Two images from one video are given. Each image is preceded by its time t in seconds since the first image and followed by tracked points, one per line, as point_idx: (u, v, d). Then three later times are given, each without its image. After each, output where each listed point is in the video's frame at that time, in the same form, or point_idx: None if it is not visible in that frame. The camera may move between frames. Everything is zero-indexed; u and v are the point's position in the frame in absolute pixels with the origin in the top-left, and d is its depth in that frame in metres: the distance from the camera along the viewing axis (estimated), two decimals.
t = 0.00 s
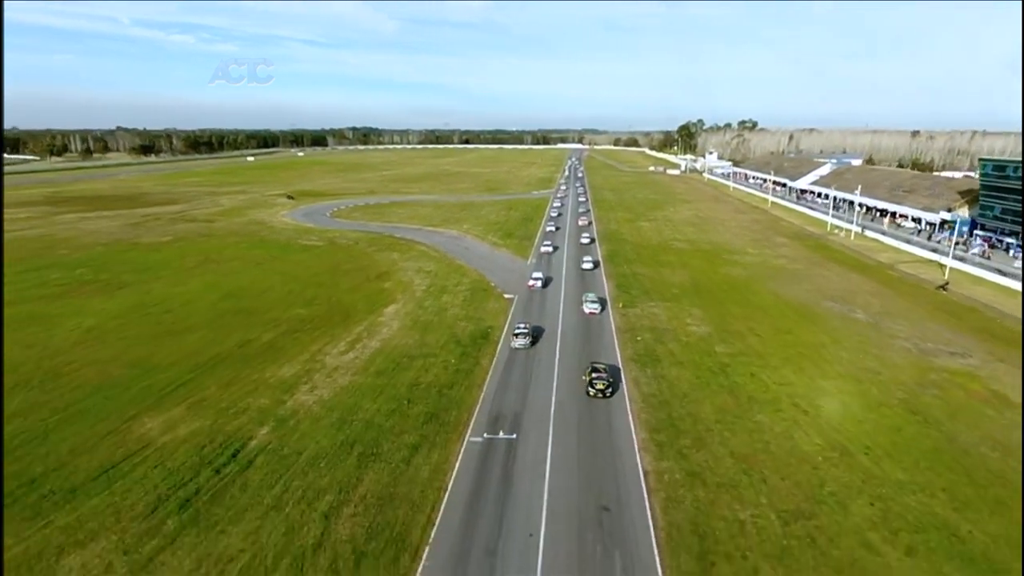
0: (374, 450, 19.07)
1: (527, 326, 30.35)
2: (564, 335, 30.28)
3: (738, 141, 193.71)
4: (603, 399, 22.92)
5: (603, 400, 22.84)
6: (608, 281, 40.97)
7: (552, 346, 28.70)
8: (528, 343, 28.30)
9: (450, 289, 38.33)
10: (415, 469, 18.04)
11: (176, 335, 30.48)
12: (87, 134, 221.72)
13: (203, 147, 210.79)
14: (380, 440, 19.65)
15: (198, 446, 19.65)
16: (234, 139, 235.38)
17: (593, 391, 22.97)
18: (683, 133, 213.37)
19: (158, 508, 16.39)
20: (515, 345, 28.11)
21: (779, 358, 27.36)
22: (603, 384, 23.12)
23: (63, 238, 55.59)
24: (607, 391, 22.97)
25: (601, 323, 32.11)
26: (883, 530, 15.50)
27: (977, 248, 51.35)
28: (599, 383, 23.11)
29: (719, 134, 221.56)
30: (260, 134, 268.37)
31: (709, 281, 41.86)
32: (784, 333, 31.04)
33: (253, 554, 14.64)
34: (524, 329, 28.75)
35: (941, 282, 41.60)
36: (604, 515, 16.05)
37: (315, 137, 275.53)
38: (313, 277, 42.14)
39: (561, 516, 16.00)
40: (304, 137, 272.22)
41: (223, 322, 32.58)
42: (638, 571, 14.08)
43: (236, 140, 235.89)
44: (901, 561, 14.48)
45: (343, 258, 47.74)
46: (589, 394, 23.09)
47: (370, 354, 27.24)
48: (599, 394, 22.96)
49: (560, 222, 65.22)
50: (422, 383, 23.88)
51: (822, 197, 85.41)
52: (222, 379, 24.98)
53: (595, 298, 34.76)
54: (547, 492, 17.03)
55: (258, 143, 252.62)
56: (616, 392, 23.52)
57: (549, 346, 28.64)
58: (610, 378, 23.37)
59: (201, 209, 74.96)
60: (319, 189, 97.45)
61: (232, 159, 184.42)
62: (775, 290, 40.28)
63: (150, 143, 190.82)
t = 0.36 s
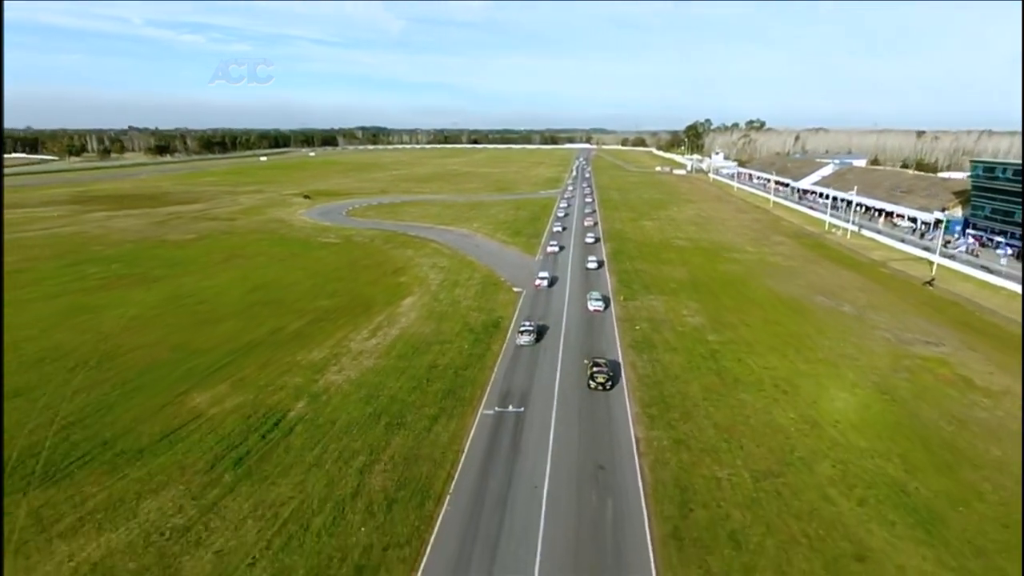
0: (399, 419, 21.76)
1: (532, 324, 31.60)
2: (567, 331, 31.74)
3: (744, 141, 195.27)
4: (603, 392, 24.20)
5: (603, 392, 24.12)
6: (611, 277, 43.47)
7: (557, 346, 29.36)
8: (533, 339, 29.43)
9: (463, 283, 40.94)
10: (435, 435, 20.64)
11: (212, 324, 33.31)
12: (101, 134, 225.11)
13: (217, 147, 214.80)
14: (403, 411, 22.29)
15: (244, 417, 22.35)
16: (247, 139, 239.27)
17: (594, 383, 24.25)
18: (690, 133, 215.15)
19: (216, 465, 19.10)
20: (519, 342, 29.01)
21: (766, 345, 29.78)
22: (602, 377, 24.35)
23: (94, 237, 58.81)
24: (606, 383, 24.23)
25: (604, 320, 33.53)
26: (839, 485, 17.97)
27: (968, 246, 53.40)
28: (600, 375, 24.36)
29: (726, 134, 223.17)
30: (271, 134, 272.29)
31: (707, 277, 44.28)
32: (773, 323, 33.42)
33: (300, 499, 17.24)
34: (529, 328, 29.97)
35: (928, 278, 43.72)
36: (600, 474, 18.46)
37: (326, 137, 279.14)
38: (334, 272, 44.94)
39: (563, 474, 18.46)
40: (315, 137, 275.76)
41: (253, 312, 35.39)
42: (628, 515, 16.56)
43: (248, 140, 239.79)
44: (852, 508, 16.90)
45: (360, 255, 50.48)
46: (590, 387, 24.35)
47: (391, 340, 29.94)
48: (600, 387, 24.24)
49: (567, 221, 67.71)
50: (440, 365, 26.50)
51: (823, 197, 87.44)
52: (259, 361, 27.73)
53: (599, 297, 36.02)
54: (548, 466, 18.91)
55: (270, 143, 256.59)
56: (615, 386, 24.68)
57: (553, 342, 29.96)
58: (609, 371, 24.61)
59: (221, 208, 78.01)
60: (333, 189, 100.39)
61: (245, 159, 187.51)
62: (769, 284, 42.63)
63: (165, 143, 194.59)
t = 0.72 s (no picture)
0: (416, 395, 24.54)
1: (532, 323, 32.83)
2: (566, 329, 33.10)
3: (747, 142, 197.21)
4: (599, 388, 25.34)
5: (600, 389, 25.26)
6: (610, 273, 46.17)
7: (555, 345, 30.55)
8: (533, 338, 30.54)
9: (470, 278, 43.71)
10: (449, 408, 23.38)
11: (240, 314, 36.15)
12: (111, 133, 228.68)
13: (225, 147, 218.10)
14: (420, 389, 25.05)
15: (278, 393, 25.17)
16: (254, 139, 242.89)
17: (591, 380, 25.40)
18: (693, 134, 217.39)
19: (259, 431, 21.97)
20: (519, 341, 30.25)
21: (749, 334, 32.46)
22: (599, 374, 25.47)
23: (118, 235, 61.85)
24: (602, 380, 25.35)
25: (602, 319, 34.83)
26: (801, 450, 20.61)
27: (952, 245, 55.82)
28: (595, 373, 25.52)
29: (729, 134, 225.57)
30: (278, 134, 275.61)
31: (700, 273, 46.98)
32: (758, 316, 36.08)
33: (334, 458, 20.02)
34: (529, 327, 31.06)
35: (909, 275, 46.25)
36: (594, 441, 21.06)
37: (332, 137, 282.20)
38: (349, 267, 47.83)
39: (562, 440, 21.14)
40: (321, 137, 278.78)
41: (277, 304, 38.22)
42: (617, 470, 19.29)
43: (256, 140, 243.28)
44: (810, 468, 19.52)
45: (373, 252, 53.31)
46: (587, 383, 25.52)
47: (406, 329, 32.79)
48: (596, 383, 25.38)
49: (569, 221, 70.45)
50: (451, 350, 29.30)
51: (819, 197, 89.93)
52: (287, 346, 30.59)
53: (598, 297, 37.37)
54: (547, 448, 20.61)
55: (277, 143, 259.95)
56: (611, 383, 25.82)
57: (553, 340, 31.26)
58: (605, 369, 25.76)
59: (236, 207, 81.05)
60: (342, 189, 103.32)
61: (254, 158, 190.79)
62: (758, 280, 45.28)
63: (176, 143, 198.01)
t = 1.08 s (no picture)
0: (428, 372, 27.68)
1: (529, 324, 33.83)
2: (561, 326, 34.38)
3: (743, 142, 199.65)
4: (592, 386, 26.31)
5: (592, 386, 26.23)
6: (604, 267, 49.30)
7: (551, 344, 31.53)
8: (529, 338, 31.45)
9: (473, 272, 46.85)
10: (458, 382, 26.53)
11: (263, 304, 39.34)
12: (115, 132, 231.37)
13: (229, 146, 221.11)
14: (431, 367, 28.17)
15: (305, 371, 28.32)
16: (257, 138, 245.86)
17: (583, 377, 26.38)
18: (690, 135, 220.46)
19: (292, 401, 25.10)
20: (516, 341, 31.22)
21: (729, 322, 35.63)
22: (590, 372, 26.46)
23: (138, 232, 65.15)
24: (594, 377, 26.34)
25: (596, 317, 36.19)
26: (764, 417, 23.71)
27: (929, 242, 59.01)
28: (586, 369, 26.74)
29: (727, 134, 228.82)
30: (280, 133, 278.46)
31: (688, 268, 50.12)
32: (739, 306, 39.22)
33: (360, 422, 23.15)
34: (525, 328, 31.98)
35: (884, 270, 49.36)
36: (585, 416, 23.64)
37: (334, 137, 285.04)
38: (359, 262, 50.95)
39: (557, 408, 24.22)
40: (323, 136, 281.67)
41: (296, 295, 41.36)
42: (605, 431, 22.35)
43: (259, 139, 246.25)
44: (770, 430, 22.63)
45: (381, 248, 56.46)
46: (580, 381, 26.48)
47: (416, 316, 35.97)
48: (588, 380, 26.35)
49: (567, 219, 73.59)
50: (458, 335, 32.44)
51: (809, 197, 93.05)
52: (308, 331, 33.71)
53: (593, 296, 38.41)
54: (541, 433, 22.20)
55: (280, 142, 263.04)
56: (603, 381, 26.80)
57: (548, 339, 32.18)
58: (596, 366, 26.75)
59: (247, 206, 84.22)
60: (348, 188, 106.45)
61: (259, 158, 194.07)
62: (742, 275, 48.42)
63: (182, 143, 201.77)
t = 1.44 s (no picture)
0: (434, 357, 30.17)
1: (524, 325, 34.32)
2: (553, 329, 34.74)
3: (737, 142, 203.01)
4: (583, 387, 26.75)
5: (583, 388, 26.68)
6: (598, 263, 51.87)
7: (544, 345, 32.02)
8: (524, 340, 32.00)
9: (473, 268, 49.33)
10: (461, 366, 29.01)
11: (276, 297, 41.79)
12: (113, 132, 233.08)
13: (228, 145, 222.94)
14: (437, 353, 30.64)
15: (321, 357, 30.77)
16: (256, 138, 247.72)
17: (575, 379, 26.82)
18: (685, 135, 223.18)
19: (311, 382, 27.53)
20: (511, 342, 31.79)
21: (713, 313, 38.20)
22: (582, 374, 26.92)
23: (149, 230, 67.65)
24: (585, 379, 26.78)
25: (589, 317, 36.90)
26: (739, 395, 26.25)
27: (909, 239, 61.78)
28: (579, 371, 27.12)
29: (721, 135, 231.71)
30: (278, 133, 280.23)
31: (678, 264, 52.69)
32: (723, 298, 41.82)
33: (374, 399, 25.63)
34: (520, 329, 32.55)
35: (863, 266, 51.97)
36: (577, 410, 24.69)
37: (332, 137, 286.94)
38: (364, 259, 53.36)
39: (552, 387, 26.82)
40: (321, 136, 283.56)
41: (306, 289, 43.80)
42: (595, 406, 24.93)
43: (257, 139, 248.09)
44: (743, 406, 25.17)
45: (385, 245, 58.89)
46: (571, 382, 26.95)
47: (420, 308, 38.46)
48: (580, 382, 26.80)
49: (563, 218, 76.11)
50: (460, 324, 34.94)
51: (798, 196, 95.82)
52: (320, 322, 36.12)
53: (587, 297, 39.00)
54: (532, 431, 22.85)
55: (278, 142, 264.78)
56: (594, 382, 27.28)
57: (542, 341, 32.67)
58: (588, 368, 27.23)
59: (252, 205, 86.53)
60: (349, 188, 108.83)
61: (259, 157, 196.35)
62: (728, 270, 51.03)
63: (182, 143, 203.68)
